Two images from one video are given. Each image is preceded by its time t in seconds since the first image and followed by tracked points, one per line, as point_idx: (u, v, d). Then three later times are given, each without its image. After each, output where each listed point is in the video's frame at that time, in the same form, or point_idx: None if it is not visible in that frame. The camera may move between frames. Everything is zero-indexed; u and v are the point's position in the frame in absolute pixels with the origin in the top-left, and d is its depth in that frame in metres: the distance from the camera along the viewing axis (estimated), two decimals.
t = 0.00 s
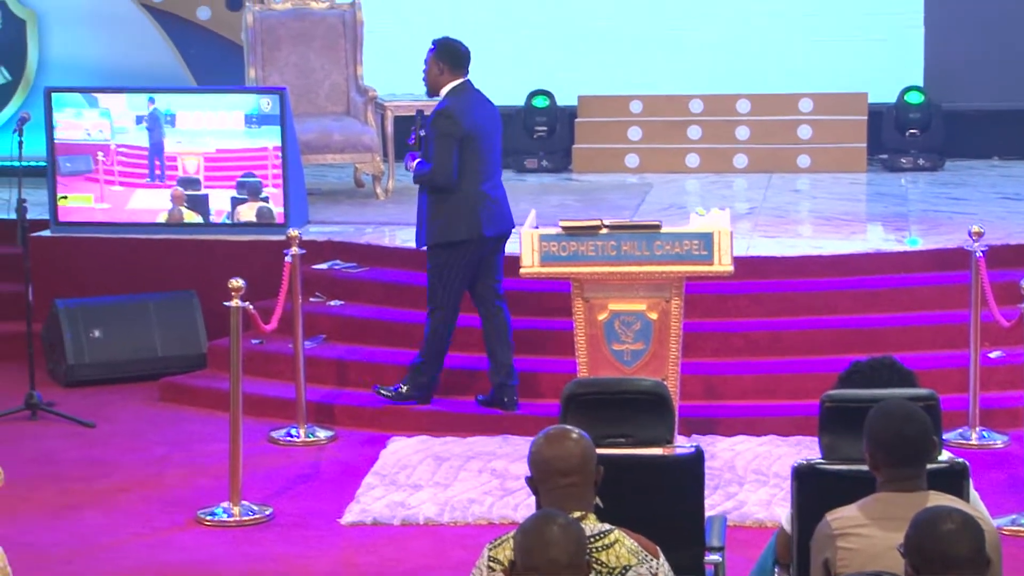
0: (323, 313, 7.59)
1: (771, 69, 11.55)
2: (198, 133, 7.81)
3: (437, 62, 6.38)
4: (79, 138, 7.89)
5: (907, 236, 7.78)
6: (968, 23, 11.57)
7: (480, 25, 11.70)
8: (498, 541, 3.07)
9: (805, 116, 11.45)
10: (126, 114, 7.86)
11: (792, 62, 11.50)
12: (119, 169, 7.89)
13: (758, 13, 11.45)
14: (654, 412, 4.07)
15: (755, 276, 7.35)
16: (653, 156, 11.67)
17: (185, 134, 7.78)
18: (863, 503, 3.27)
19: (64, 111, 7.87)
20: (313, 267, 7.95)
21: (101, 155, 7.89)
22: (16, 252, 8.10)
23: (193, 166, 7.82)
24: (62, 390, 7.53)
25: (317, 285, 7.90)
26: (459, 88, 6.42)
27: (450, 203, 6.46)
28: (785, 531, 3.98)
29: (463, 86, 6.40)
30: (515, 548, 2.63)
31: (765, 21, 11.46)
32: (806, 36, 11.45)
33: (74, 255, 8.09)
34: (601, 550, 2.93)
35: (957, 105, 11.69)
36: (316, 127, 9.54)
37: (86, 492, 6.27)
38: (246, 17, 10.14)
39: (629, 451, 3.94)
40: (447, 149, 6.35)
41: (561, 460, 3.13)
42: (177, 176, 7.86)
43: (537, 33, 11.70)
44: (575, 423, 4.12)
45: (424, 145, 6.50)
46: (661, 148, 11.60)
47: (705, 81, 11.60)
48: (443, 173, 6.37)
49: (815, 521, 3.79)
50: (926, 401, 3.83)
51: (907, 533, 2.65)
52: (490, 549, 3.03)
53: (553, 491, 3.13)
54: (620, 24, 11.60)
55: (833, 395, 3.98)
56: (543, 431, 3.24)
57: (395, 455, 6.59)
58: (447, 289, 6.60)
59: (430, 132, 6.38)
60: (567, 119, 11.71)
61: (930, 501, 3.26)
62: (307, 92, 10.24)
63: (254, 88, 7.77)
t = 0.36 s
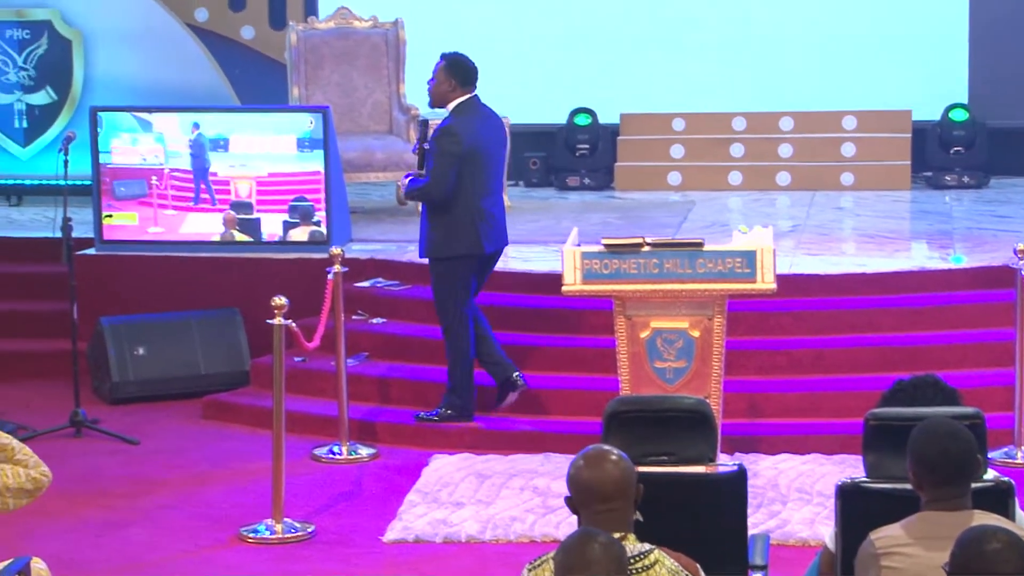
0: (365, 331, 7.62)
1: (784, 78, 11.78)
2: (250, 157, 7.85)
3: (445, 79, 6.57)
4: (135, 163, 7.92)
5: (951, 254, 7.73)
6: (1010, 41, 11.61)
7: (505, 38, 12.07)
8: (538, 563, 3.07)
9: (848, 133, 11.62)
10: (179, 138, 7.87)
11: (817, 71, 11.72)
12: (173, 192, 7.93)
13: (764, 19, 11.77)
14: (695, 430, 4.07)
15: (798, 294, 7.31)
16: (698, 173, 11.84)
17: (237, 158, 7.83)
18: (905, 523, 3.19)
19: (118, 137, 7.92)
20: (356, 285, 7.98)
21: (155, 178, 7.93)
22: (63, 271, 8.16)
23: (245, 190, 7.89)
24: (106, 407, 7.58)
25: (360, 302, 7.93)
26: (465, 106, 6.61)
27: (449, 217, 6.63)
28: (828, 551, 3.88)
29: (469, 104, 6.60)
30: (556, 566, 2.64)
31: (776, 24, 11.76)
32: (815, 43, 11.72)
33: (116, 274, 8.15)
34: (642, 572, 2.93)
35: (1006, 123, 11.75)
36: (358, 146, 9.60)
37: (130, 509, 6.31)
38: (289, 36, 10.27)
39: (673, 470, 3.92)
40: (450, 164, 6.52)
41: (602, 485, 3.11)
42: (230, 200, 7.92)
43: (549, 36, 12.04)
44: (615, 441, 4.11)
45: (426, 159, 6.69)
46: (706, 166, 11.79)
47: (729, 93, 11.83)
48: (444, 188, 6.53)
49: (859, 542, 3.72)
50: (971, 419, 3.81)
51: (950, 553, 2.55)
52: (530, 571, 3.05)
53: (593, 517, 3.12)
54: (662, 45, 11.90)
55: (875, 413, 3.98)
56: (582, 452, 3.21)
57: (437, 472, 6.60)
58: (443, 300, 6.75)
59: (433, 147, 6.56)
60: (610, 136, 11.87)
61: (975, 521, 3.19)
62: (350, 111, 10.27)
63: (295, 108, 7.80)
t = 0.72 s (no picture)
0: (398, 333, 7.64)
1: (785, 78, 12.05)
2: (293, 162, 7.88)
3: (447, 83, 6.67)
4: (181, 168, 7.94)
5: (987, 256, 7.70)
6: None
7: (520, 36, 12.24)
8: (570, 564, 3.04)
9: (883, 135, 11.73)
10: (223, 144, 7.91)
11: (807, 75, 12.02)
12: (217, 197, 7.97)
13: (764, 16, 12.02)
14: (730, 432, 4.04)
15: (833, 296, 7.30)
16: (730, 175, 11.98)
17: (281, 163, 7.86)
18: (941, 525, 3.15)
19: (164, 143, 7.95)
20: (389, 287, 7.98)
21: (199, 183, 7.95)
22: (98, 273, 8.18)
23: (289, 195, 7.92)
24: (141, 409, 7.60)
25: (393, 305, 7.94)
26: (469, 109, 6.70)
27: (459, 217, 6.68)
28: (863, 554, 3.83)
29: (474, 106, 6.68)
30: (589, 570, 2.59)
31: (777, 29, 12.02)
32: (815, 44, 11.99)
33: (150, 275, 8.17)
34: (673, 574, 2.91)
35: None
36: (393, 148, 9.68)
37: (165, 510, 6.32)
38: (324, 39, 10.29)
39: (708, 472, 3.87)
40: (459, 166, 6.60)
41: (632, 490, 3.08)
42: (273, 205, 7.98)
43: (551, 36, 12.23)
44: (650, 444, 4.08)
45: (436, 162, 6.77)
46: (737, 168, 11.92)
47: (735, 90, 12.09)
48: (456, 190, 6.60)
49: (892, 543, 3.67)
50: (1007, 422, 3.72)
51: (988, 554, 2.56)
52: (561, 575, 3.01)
53: (624, 524, 3.08)
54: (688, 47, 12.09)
55: (910, 416, 3.83)
56: (609, 456, 3.19)
57: (470, 474, 6.60)
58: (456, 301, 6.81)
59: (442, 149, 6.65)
60: (644, 138, 12.03)
61: (1011, 523, 3.15)
62: (384, 113, 10.30)
63: (330, 110, 7.82)
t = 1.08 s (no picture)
0: (422, 334, 7.65)
1: (806, 75, 12.10)
2: (325, 163, 7.90)
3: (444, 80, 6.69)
4: (215, 170, 7.99)
5: (1014, 256, 7.68)
6: None
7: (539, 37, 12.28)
8: (593, 566, 2.99)
9: (909, 135, 11.92)
10: (255, 145, 7.95)
11: (838, 71, 12.05)
12: (249, 199, 8.01)
13: (773, 17, 12.06)
14: (752, 432, 3.97)
15: (858, 297, 7.30)
16: (756, 176, 12.18)
17: (312, 164, 7.89)
18: (967, 527, 3.10)
19: (197, 145, 7.98)
20: (413, 288, 7.99)
21: (231, 185, 8.00)
22: (124, 273, 8.21)
23: (320, 197, 7.95)
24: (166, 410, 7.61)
25: (418, 306, 7.95)
26: (465, 105, 6.74)
27: (457, 214, 6.76)
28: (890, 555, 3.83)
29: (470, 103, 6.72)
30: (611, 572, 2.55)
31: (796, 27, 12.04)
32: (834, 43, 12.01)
33: (173, 276, 8.17)
34: (696, 574, 2.89)
35: None
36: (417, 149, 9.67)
37: (189, 510, 6.33)
38: (349, 40, 10.31)
39: (731, 472, 3.81)
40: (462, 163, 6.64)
41: (653, 490, 3.07)
42: (305, 206, 8.00)
43: (568, 36, 12.23)
44: (674, 446, 4.04)
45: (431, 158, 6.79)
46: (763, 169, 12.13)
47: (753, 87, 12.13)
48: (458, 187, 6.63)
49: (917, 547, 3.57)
50: None
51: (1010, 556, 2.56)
52: None
53: (643, 523, 3.07)
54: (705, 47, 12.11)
55: (936, 416, 3.72)
56: (630, 456, 3.18)
57: (494, 474, 6.60)
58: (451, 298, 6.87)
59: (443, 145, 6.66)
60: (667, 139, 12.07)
61: None
62: (408, 115, 10.31)
63: (354, 109, 7.81)
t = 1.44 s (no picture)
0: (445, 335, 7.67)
1: (825, 76, 12.09)
2: (352, 165, 7.91)
3: (449, 76, 6.78)
4: (244, 172, 8.00)
5: None
6: None
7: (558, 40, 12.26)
8: (615, 568, 2.96)
9: (932, 137, 11.95)
10: (283, 147, 7.96)
11: (841, 72, 12.05)
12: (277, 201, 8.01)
13: (792, 17, 12.04)
14: (772, 434, 4.00)
15: (881, 298, 7.28)
16: (779, 177, 12.25)
17: (340, 166, 7.89)
18: (991, 529, 2.99)
19: (225, 147, 7.99)
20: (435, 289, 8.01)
21: (258, 187, 8.02)
22: (147, 276, 8.24)
23: (347, 198, 7.96)
24: (189, 411, 7.61)
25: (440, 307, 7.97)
26: (471, 101, 6.82)
27: (454, 209, 6.82)
28: (913, 555, 3.79)
29: (475, 100, 6.80)
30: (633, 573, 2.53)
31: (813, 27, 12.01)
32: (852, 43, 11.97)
33: (195, 277, 8.19)
34: None
35: None
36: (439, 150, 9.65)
37: (212, 511, 6.33)
38: (371, 42, 10.31)
39: (757, 474, 3.82)
40: (463, 157, 6.71)
41: (675, 494, 3.04)
42: (331, 208, 7.99)
43: (588, 37, 12.22)
44: (698, 447, 4.05)
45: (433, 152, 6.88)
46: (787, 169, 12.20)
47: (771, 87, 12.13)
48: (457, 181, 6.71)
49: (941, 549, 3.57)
50: None
51: None
52: None
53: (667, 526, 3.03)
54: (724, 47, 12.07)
55: (959, 418, 3.70)
56: (653, 459, 3.15)
57: (517, 476, 6.60)
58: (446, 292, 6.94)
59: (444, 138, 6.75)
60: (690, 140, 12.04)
61: None
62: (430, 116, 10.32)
63: (377, 112, 7.83)
